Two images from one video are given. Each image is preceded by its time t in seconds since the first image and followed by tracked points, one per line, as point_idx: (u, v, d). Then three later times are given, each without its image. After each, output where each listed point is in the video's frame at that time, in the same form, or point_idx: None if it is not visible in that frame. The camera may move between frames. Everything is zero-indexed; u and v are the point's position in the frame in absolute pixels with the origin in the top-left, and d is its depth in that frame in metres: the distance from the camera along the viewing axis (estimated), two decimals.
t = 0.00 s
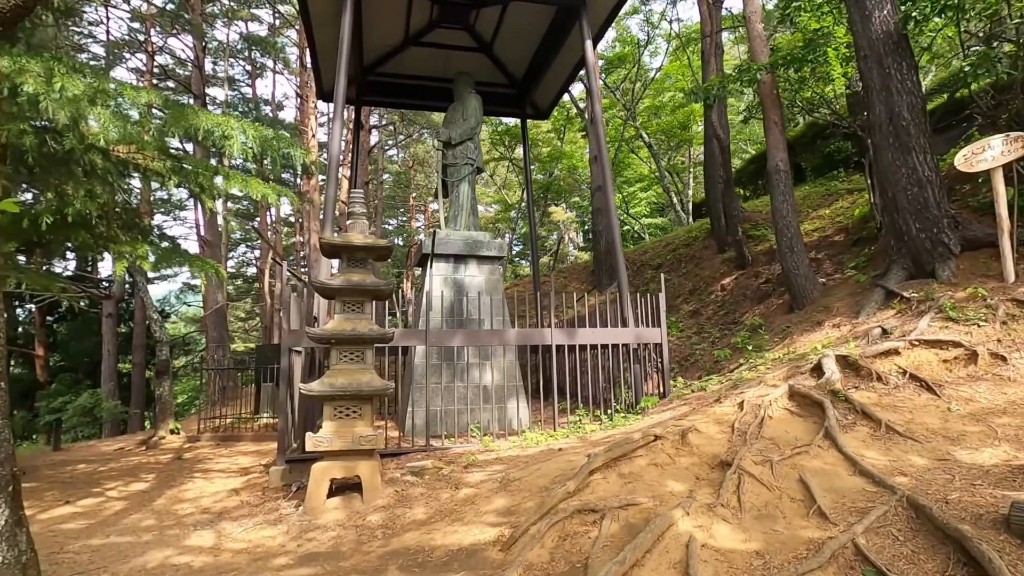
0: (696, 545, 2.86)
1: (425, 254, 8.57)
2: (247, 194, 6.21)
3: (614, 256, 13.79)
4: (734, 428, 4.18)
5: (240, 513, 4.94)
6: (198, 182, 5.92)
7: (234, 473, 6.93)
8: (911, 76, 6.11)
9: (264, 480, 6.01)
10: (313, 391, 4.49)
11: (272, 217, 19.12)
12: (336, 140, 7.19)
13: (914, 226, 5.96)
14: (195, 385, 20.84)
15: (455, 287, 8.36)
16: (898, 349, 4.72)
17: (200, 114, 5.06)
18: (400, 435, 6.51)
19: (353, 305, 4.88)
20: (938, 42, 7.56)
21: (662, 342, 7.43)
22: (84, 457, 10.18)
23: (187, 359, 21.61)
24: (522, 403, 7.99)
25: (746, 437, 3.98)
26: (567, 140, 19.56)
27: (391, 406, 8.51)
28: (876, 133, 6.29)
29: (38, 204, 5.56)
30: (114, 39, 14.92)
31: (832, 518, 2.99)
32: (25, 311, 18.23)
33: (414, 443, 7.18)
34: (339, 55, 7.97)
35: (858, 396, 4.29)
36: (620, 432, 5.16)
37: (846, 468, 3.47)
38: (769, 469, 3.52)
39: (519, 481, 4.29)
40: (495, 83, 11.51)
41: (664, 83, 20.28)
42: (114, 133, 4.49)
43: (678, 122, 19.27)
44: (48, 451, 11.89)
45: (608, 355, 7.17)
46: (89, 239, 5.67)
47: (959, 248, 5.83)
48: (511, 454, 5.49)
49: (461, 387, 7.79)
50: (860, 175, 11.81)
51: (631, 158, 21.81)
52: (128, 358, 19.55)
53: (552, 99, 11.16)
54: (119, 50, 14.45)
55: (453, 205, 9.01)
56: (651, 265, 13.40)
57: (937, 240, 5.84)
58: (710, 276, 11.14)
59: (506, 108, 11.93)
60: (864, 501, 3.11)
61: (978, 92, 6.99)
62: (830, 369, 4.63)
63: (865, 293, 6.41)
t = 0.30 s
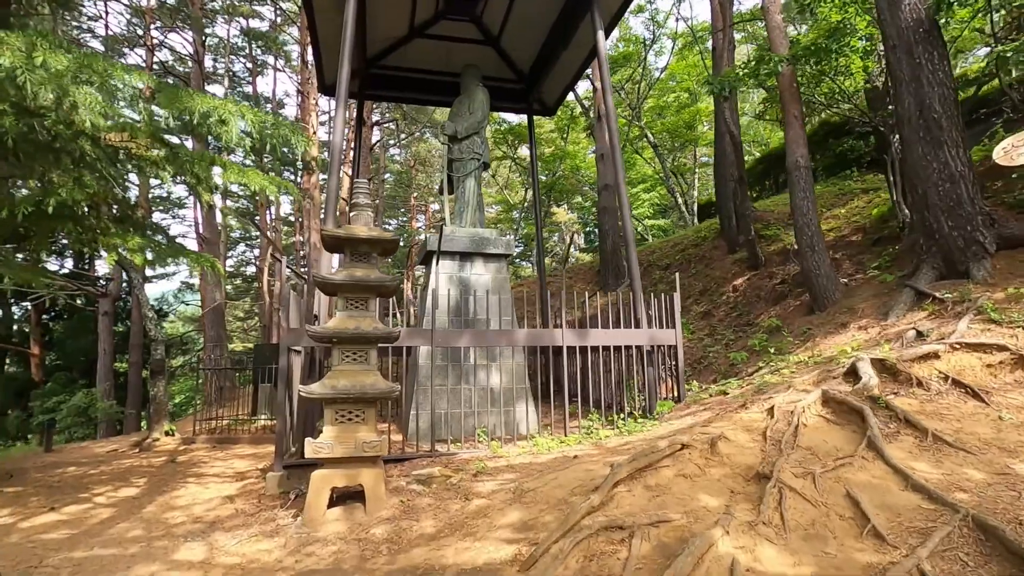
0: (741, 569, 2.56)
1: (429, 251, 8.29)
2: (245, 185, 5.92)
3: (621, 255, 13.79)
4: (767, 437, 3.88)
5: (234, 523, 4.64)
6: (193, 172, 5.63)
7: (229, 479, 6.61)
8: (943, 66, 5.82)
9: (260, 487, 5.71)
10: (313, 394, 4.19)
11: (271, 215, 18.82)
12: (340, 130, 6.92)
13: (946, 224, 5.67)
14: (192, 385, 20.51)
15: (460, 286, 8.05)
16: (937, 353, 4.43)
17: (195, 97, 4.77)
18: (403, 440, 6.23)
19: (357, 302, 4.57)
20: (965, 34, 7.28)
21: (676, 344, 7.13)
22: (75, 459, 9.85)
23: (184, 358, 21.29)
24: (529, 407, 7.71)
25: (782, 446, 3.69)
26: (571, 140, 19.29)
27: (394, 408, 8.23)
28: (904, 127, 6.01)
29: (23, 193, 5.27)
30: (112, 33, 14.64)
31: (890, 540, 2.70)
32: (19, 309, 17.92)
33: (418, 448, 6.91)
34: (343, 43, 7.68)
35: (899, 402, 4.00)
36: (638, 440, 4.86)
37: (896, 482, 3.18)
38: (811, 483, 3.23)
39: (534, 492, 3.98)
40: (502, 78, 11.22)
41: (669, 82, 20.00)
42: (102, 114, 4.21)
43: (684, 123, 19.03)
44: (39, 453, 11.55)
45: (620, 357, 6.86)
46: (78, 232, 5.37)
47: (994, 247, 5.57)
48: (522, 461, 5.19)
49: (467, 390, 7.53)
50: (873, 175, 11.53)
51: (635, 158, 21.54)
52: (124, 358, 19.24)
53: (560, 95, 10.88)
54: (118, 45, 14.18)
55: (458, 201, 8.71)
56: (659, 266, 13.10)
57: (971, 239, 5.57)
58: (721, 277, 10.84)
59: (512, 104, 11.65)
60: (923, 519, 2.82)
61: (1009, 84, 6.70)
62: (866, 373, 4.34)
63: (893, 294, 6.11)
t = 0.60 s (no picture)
0: None
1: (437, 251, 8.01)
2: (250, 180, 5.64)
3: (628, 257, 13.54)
4: (812, 449, 3.61)
5: (235, 536, 4.34)
6: (194, 164, 5.37)
7: (228, 487, 6.30)
8: (981, 59, 5.58)
9: (262, 496, 5.41)
10: (323, 400, 3.91)
11: (272, 214, 18.52)
12: (347, 124, 6.66)
13: (984, 224, 5.42)
14: (189, 386, 20.17)
15: (469, 286, 7.77)
16: (987, 360, 4.16)
17: (199, 83, 4.50)
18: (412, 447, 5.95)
19: (369, 302, 4.29)
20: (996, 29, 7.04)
21: (696, 348, 6.84)
22: (69, 463, 9.53)
23: (181, 359, 20.95)
24: (541, 412, 7.43)
25: (831, 460, 3.42)
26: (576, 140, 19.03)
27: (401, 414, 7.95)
28: (938, 124, 5.76)
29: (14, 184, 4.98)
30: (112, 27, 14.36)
31: (972, 569, 2.43)
32: (14, 307, 17.60)
33: (426, 455, 6.64)
34: (350, 34, 7.42)
35: (952, 413, 3.73)
36: (666, 450, 4.58)
37: (964, 502, 2.91)
38: (870, 502, 2.96)
39: (560, 508, 3.70)
40: (510, 74, 10.93)
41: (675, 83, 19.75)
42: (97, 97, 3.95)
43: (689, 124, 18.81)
44: (32, 456, 11.23)
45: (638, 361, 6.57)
46: (72, 226, 5.07)
47: None
48: (540, 472, 4.90)
49: (477, 394, 7.25)
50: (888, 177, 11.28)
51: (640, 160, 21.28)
52: (120, 358, 18.91)
53: (569, 93, 10.60)
54: (117, 40, 13.90)
55: (467, 199, 8.45)
56: (668, 268, 12.82)
57: (1011, 239, 5.31)
58: (734, 279, 10.56)
59: (520, 102, 11.35)
60: (1004, 546, 2.55)
61: None
62: (912, 381, 4.06)
63: (926, 298, 5.84)
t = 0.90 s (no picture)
0: None
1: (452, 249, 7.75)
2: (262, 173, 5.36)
3: (639, 258, 13.31)
4: (874, 460, 3.35)
5: (247, 549, 4.07)
6: (204, 156, 5.12)
7: (236, 493, 6.03)
8: None
9: (273, 505, 5.14)
10: (344, 404, 3.65)
11: (275, 213, 18.27)
12: (361, 117, 6.41)
13: None
14: (190, 387, 19.89)
15: (484, 285, 7.50)
16: None
17: (213, 64, 4.23)
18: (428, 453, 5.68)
19: (392, 300, 4.03)
20: None
21: (722, 352, 6.58)
22: (68, 466, 9.26)
23: (181, 359, 20.67)
24: (559, 417, 7.16)
25: (898, 472, 3.16)
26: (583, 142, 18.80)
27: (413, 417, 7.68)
28: (981, 118, 5.51)
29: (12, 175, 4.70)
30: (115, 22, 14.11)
31: None
32: (13, 306, 17.32)
33: (441, 461, 6.37)
34: (365, 25, 7.18)
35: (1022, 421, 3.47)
36: (705, 459, 4.32)
37: None
38: (952, 520, 2.71)
39: (601, 522, 3.44)
40: (523, 70, 10.66)
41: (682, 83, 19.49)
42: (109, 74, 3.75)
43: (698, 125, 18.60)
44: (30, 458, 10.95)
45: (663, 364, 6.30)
46: (74, 219, 4.79)
47: None
48: (569, 480, 4.63)
49: (493, 398, 6.99)
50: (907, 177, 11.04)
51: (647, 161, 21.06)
52: (120, 358, 18.62)
53: (583, 90, 10.35)
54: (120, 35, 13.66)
55: (482, 196, 8.19)
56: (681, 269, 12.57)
57: None
58: (752, 280, 10.30)
59: (533, 99, 11.08)
60: None
61: None
62: (974, 387, 3.79)
63: (970, 299, 5.59)
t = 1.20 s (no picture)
0: None
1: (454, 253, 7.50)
2: (259, 173, 5.11)
3: (643, 264, 13.07)
4: (917, 482, 3.12)
5: (238, 573, 3.79)
6: (197, 153, 4.89)
7: (227, 508, 5.73)
8: None
9: (266, 522, 4.86)
10: (343, 418, 3.38)
11: (272, 217, 18.01)
12: (363, 117, 6.17)
13: None
14: (183, 393, 19.53)
15: (487, 291, 7.24)
16: None
17: (206, 54, 4.02)
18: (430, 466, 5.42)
19: (395, 306, 3.77)
20: None
21: (736, 362, 6.33)
22: (53, 476, 8.93)
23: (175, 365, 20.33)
24: (564, 429, 6.89)
25: (947, 498, 2.93)
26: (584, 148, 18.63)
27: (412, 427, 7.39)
28: (1008, 120, 5.31)
29: None
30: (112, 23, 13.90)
31: None
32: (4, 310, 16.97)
33: (443, 474, 6.10)
34: (368, 23, 6.96)
35: None
36: (727, 478, 4.06)
37: None
38: (1015, 553, 2.49)
39: (622, 548, 3.17)
40: (526, 72, 10.45)
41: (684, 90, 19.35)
42: (97, 61, 3.58)
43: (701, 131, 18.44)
44: (16, 467, 10.62)
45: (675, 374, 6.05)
46: (57, 218, 4.51)
47: None
48: (581, 498, 4.37)
49: (496, 408, 6.72)
50: (916, 184, 10.86)
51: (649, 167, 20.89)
52: (113, 363, 18.27)
53: (587, 94, 10.13)
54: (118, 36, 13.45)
55: (486, 199, 7.95)
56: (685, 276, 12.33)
57: None
58: (759, 288, 10.07)
59: (535, 102, 10.87)
60: None
61: None
62: (1016, 402, 3.57)
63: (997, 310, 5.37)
